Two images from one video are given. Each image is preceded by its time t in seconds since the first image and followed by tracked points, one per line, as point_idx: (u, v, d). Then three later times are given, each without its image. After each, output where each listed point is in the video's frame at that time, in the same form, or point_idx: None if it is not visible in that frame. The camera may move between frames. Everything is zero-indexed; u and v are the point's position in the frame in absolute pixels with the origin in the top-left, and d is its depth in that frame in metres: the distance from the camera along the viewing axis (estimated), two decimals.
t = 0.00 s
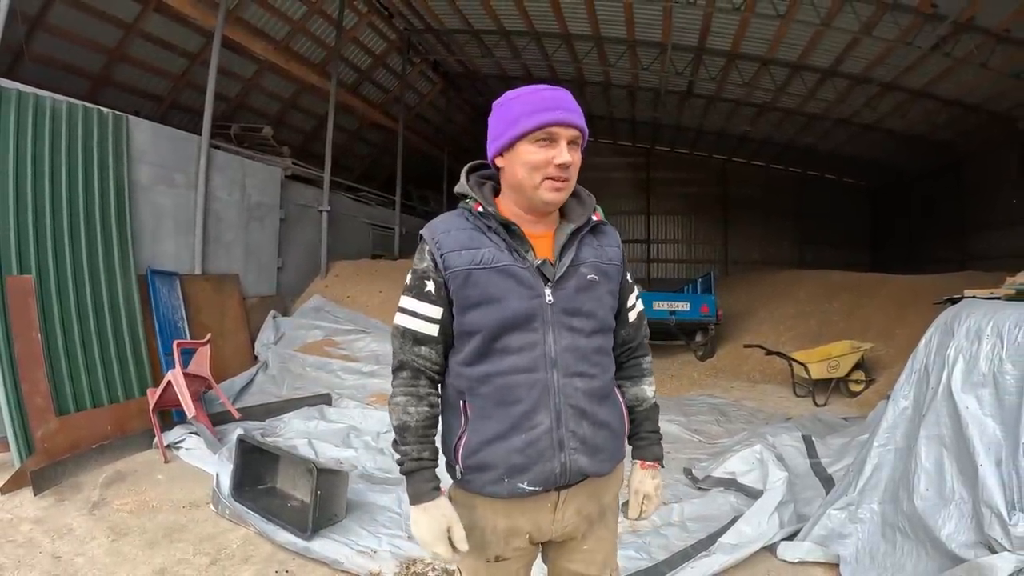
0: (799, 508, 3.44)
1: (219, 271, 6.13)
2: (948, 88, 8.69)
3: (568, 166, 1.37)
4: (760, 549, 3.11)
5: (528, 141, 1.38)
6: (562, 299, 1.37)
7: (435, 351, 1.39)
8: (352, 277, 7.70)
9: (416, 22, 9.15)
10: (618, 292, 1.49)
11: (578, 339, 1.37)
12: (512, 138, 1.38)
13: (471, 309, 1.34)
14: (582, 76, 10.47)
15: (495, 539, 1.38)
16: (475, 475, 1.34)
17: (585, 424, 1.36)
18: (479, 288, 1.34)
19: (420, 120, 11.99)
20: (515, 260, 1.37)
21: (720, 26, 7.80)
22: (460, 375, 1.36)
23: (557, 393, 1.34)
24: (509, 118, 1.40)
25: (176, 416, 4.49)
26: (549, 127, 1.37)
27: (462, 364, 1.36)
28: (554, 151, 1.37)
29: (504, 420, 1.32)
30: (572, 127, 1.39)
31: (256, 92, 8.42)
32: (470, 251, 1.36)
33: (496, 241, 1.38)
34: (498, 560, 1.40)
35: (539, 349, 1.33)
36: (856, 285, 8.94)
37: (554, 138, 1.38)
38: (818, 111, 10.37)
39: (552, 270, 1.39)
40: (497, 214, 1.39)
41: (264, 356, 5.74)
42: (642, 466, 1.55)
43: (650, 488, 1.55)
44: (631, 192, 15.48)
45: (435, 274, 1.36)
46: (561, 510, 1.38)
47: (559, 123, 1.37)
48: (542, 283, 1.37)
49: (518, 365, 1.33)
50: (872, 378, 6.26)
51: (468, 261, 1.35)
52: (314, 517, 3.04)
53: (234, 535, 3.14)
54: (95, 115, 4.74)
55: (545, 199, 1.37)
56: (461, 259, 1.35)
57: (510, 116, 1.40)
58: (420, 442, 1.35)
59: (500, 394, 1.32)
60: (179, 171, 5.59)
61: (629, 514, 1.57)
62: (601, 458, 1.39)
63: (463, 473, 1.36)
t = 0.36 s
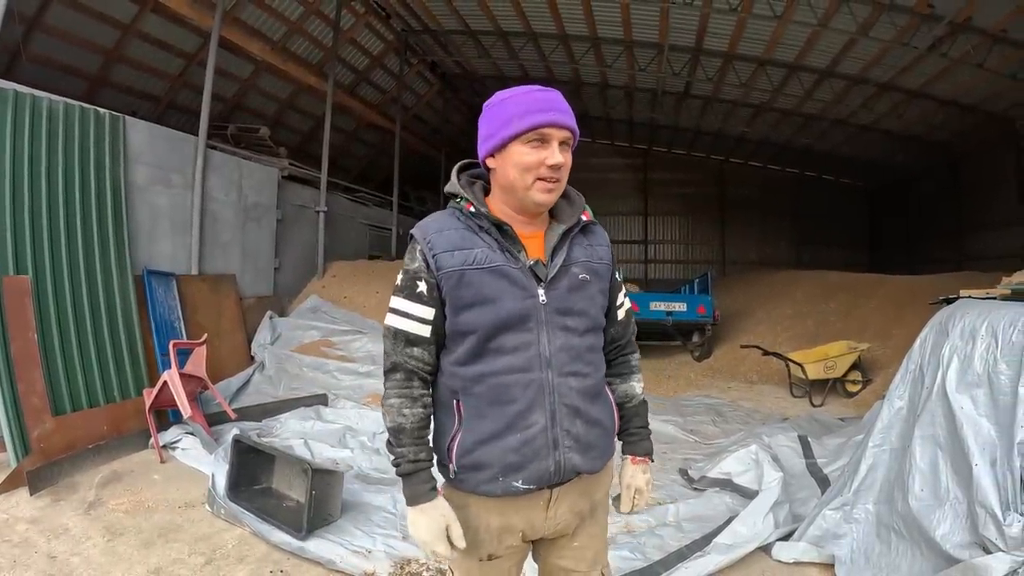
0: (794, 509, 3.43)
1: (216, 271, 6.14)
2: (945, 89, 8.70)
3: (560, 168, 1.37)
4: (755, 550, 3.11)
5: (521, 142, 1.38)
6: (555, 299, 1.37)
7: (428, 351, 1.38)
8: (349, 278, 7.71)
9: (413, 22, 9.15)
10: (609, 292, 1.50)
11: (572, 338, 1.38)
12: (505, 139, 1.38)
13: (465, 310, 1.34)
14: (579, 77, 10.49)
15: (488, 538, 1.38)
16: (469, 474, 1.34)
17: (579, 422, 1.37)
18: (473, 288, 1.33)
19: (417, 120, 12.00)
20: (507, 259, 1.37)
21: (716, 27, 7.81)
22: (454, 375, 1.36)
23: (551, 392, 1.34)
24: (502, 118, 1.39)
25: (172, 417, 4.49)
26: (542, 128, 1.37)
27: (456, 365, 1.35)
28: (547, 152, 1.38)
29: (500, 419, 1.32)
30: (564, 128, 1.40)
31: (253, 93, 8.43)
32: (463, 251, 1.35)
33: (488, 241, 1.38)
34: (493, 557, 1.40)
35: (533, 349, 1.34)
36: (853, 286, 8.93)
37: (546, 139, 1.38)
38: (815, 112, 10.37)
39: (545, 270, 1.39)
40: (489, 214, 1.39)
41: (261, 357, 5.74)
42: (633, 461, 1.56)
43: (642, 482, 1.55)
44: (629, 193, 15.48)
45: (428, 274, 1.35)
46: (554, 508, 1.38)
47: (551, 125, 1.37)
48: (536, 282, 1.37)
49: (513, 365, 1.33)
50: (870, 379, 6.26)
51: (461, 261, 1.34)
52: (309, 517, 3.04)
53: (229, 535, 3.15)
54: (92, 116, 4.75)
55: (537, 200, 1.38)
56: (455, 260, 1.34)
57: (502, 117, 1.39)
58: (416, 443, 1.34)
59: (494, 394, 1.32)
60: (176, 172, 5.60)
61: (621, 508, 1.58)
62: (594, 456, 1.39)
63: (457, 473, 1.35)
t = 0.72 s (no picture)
0: (790, 509, 3.43)
1: (213, 272, 6.14)
2: (942, 89, 8.70)
3: (522, 164, 1.35)
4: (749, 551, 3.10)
5: (485, 143, 1.40)
6: (539, 296, 1.36)
7: (414, 347, 1.38)
8: (345, 279, 7.73)
9: (411, 23, 9.15)
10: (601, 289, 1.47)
11: (557, 336, 1.36)
12: (471, 142, 1.42)
13: (449, 306, 1.34)
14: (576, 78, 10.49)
15: (472, 536, 1.37)
16: (452, 469, 1.34)
17: (561, 421, 1.35)
18: (457, 285, 1.33)
19: (415, 121, 12.01)
20: (492, 257, 1.36)
21: (713, 28, 7.81)
22: (438, 370, 1.36)
23: (532, 390, 1.33)
24: (471, 123, 1.43)
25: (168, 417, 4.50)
26: (502, 127, 1.38)
27: (441, 361, 1.36)
28: (509, 151, 1.38)
29: (481, 414, 1.32)
30: (528, 125, 1.38)
31: (250, 93, 8.44)
32: (448, 249, 1.36)
33: (474, 239, 1.38)
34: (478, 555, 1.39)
35: (515, 346, 1.33)
36: (851, 287, 8.93)
37: (509, 137, 1.38)
38: (813, 112, 10.36)
39: (530, 267, 1.38)
40: (475, 213, 1.39)
41: (257, 357, 5.74)
42: (632, 466, 1.54)
43: (640, 488, 1.54)
44: (627, 193, 15.47)
45: (414, 271, 1.36)
46: (539, 508, 1.37)
47: (510, 122, 1.37)
48: (520, 280, 1.36)
49: (495, 361, 1.32)
50: (867, 379, 6.25)
51: (446, 259, 1.34)
52: (303, 518, 3.04)
53: (224, 535, 3.15)
54: (88, 116, 4.76)
55: (505, 199, 1.38)
56: (439, 257, 1.35)
57: (472, 121, 1.43)
58: (392, 433, 1.34)
59: (476, 390, 1.32)
60: (172, 172, 5.61)
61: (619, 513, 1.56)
62: (579, 456, 1.37)
63: (441, 468, 1.36)
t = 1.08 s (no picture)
0: (785, 510, 3.43)
1: (209, 273, 6.14)
2: (939, 90, 8.71)
3: (481, 173, 1.38)
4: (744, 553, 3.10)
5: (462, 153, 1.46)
6: (519, 298, 1.35)
7: (369, 312, 1.46)
8: (342, 279, 7.79)
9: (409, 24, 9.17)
10: (594, 295, 1.42)
11: (534, 339, 1.34)
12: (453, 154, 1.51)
13: (434, 303, 1.37)
14: (574, 79, 10.51)
15: (452, 532, 1.40)
16: (430, 463, 1.37)
17: (533, 425, 1.32)
18: (443, 284, 1.36)
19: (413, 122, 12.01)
20: (479, 259, 1.38)
21: (710, 29, 7.82)
22: (426, 364, 1.41)
23: (503, 392, 1.32)
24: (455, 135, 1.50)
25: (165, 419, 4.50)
26: (469, 138, 1.42)
27: (428, 357, 1.39)
28: (475, 160, 1.41)
29: (455, 412, 1.34)
30: (489, 133, 1.38)
31: (248, 95, 8.44)
32: (441, 250, 1.39)
33: (467, 242, 1.40)
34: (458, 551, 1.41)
35: (491, 347, 1.33)
36: (848, 287, 8.93)
37: (474, 147, 1.41)
38: (810, 114, 10.38)
39: (514, 270, 1.38)
40: (470, 217, 1.42)
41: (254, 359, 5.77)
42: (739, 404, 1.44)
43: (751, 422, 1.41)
44: (626, 194, 15.47)
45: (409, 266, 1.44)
46: (515, 513, 1.36)
47: (470, 133, 1.40)
48: (501, 282, 1.36)
49: (471, 360, 1.33)
50: (864, 380, 6.26)
51: (436, 259, 1.38)
52: (299, 519, 3.05)
53: (220, 536, 3.15)
54: (85, 118, 4.76)
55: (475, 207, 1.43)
56: (431, 257, 1.39)
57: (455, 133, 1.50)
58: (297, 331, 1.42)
59: (454, 387, 1.34)
60: (169, 174, 5.62)
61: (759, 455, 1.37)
62: (553, 464, 1.33)
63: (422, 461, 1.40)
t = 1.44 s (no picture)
0: (783, 511, 3.43)
1: (208, 274, 6.15)
2: (937, 91, 8.74)
3: (494, 173, 1.39)
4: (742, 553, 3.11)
5: (468, 153, 1.46)
6: (511, 299, 1.36)
7: (380, 317, 1.55)
8: (341, 280, 7.82)
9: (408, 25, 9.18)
10: (590, 295, 1.41)
11: (526, 340, 1.35)
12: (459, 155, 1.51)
13: (431, 304, 1.41)
14: (572, 80, 10.52)
15: (449, 530, 1.41)
16: (426, 462, 1.40)
17: (523, 427, 1.33)
18: (438, 285, 1.41)
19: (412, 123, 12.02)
20: (474, 260, 1.40)
21: (708, 30, 7.84)
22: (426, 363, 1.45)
23: (494, 393, 1.34)
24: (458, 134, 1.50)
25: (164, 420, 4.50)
26: (476, 138, 1.42)
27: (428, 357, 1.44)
28: (483, 160, 1.42)
29: (449, 411, 1.37)
30: (499, 133, 1.39)
31: (247, 96, 8.45)
32: (439, 251, 1.43)
33: (463, 244, 1.43)
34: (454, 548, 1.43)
35: (482, 347, 1.35)
36: (846, 288, 8.94)
37: (483, 147, 1.42)
38: (809, 115, 10.39)
39: (507, 271, 1.39)
40: (466, 218, 1.44)
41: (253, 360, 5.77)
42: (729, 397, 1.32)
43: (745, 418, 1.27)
44: (624, 195, 15.48)
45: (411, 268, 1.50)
46: (510, 514, 1.37)
47: (479, 133, 1.40)
48: (494, 283, 1.38)
49: (464, 360, 1.36)
50: (862, 380, 6.27)
51: (433, 260, 1.43)
52: (298, 520, 3.05)
53: (219, 537, 3.16)
54: (84, 119, 4.77)
55: (485, 206, 1.43)
56: (430, 259, 1.43)
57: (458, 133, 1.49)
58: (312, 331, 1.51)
59: (448, 386, 1.38)
60: (168, 175, 5.63)
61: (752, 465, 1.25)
62: (544, 467, 1.33)
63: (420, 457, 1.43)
